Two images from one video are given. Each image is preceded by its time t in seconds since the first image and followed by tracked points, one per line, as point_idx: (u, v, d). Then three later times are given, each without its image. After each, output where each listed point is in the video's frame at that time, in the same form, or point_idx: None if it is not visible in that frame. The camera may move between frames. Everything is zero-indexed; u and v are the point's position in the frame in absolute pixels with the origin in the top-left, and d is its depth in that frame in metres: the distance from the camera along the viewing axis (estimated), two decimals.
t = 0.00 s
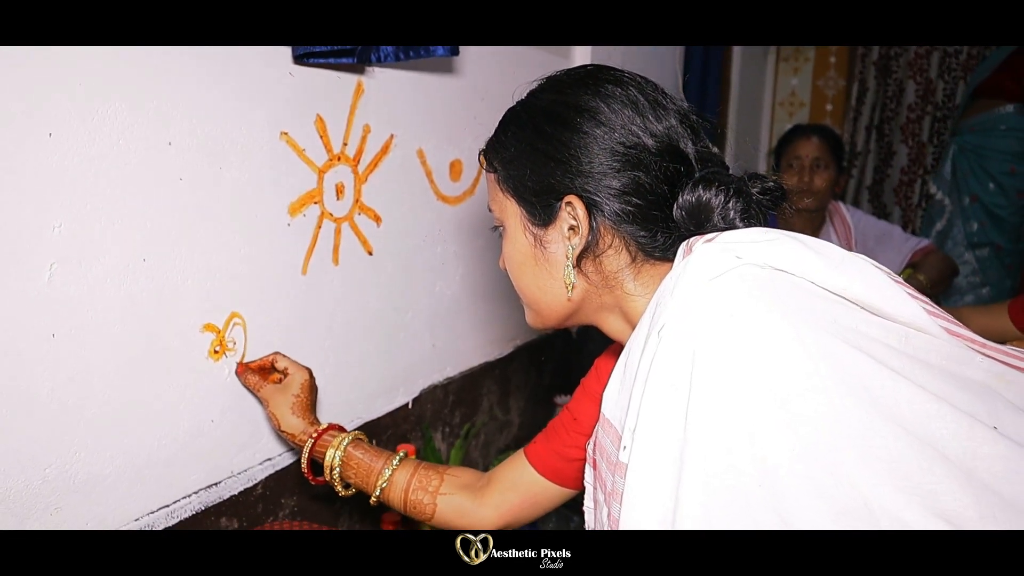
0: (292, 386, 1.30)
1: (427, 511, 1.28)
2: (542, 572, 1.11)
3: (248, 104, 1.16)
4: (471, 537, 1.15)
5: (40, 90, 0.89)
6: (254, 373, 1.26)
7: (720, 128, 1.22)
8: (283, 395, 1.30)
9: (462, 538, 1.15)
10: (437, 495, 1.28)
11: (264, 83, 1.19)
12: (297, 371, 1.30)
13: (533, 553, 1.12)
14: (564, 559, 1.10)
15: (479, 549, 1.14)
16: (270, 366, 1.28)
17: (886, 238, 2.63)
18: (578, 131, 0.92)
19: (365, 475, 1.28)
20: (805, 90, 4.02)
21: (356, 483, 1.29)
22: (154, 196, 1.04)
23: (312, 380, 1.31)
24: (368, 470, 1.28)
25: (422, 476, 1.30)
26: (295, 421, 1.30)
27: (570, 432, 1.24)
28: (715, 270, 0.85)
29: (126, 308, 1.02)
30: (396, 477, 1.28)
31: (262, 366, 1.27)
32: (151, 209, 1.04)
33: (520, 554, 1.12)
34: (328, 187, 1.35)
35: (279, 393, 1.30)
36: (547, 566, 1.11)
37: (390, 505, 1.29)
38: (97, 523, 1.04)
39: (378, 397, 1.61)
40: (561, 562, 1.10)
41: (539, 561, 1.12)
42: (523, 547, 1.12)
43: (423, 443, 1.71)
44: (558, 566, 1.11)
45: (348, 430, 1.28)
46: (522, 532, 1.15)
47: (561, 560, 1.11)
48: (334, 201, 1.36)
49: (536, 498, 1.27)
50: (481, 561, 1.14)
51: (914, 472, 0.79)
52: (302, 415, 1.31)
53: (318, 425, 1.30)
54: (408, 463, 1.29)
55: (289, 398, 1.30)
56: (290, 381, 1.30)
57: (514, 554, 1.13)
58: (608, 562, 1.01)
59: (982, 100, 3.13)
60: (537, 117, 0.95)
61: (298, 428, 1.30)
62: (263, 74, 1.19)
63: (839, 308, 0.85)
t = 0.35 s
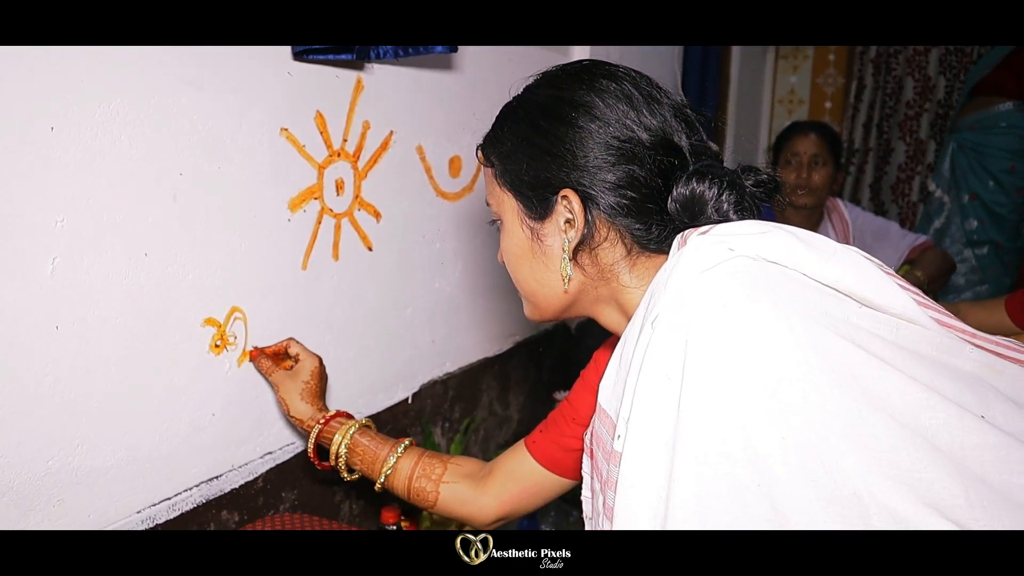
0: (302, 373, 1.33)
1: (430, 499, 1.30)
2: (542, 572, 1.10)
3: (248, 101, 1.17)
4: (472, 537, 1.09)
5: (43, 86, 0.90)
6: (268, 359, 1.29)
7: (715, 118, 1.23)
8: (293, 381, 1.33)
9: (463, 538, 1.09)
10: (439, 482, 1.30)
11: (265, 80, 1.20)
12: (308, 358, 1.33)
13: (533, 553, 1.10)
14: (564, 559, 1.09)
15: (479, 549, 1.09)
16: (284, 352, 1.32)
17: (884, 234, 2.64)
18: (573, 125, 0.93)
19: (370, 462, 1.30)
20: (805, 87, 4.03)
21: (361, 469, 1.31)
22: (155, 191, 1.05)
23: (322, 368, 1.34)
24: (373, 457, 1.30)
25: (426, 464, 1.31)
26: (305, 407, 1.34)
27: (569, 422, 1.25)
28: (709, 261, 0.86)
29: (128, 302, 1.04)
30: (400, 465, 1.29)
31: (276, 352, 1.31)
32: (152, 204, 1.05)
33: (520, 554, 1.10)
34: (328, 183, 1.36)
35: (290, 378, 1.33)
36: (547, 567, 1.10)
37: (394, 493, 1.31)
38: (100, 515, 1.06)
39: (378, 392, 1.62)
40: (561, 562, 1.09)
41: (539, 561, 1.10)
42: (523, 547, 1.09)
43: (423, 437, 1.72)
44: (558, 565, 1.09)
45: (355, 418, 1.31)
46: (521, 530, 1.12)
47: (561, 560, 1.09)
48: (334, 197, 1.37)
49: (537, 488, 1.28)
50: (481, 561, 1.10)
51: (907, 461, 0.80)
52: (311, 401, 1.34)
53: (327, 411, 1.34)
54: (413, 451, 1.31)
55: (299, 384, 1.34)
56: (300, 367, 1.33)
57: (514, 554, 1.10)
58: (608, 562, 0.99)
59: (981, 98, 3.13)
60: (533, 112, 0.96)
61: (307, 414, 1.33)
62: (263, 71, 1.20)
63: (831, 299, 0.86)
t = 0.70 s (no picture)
0: (302, 379, 1.33)
1: (430, 501, 1.28)
2: (542, 572, 1.08)
3: (248, 97, 1.18)
4: (472, 537, 1.09)
5: (45, 80, 0.90)
6: (269, 365, 1.29)
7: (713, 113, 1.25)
8: (293, 386, 1.33)
9: (462, 538, 1.09)
10: (439, 484, 1.28)
11: (265, 76, 1.21)
12: (308, 364, 1.32)
13: (533, 553, 1.09)
14: (564, 560, 1.07)
15: (479, 549, 1.09)
16: (285, 360, 1.31)
17: (882, 231, 2.65)
18: (573, 119, 0.94)
19: (370, 465, 1.29)
20: (805, 86, 4.02)
21: (361, 474, 1.30)
22: (157, 186, 1.05)
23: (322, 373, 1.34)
24: (373, 460, 1.29)
25: (425, 466, 1.30)
26: (304, 412, 1.32)
27: (570, 419, 1.25)
28: (707, 255, 0.86)
29: (129, 296, 1.04)
30: (400, 467, 1.29)
31: (277, 359, 1.31)
32: (153, 199, 1.05)
33: (520, 554, 1.09)
34: (328, 179, 1.37)
35: (290, 384, 1.32)
36: (548, 567, 1.08)
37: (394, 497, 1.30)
38: (101, 508, 1.06)
39: (378, 388, 1.62)
40: (561, 562, 1.07)
41: (539, 561, 1.09)
42: (523, 547, 1.09)
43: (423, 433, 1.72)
44: (558, 566, 1.08)
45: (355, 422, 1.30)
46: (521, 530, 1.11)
47: (561, 561, 1.08)
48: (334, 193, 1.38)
49: (538, 486, 1.28)
50: (481, 561, 1.09)
51: (904, 454, 0.81)
52: (311, 406, 1.33)
53: (326, 417, 1.32)
54: (413, 453, 1.30)
55: (298, 389, 1.33)
56: (300, 373, 1.32)
57: (514, 554, 1.09)
58: (608, 561, 0.98)
59: (981, 95, 3.13)
60: (533, 106, 0.97)
61: (307, 419, 1.32)
62: (264, 66, 1.20)
63: (829, 293, 0.87)
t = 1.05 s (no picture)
0: (294, 384, 1.33)
1: (425, 500, 1.28)
2: (542, 572, 1.08)
3: (247, 92, 1.18)
4: (472, 537, 1.09)
5: (44, 75, 0.91)
6: (261, 371, 1.30)
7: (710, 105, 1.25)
8: (284, 392, 1.33)
9: (463, 538, 1.08)
10: (434, 483, 1.28)
11: (264, 71, 1.21)
12: (300, 370, 1.33)
13: (533, 553, 1.09)
14: (564, 559, 1.08)
15: (479, 549, 1.08)
16: (277, 367, 1.33)
17: (881, 226, 2.65)
18: (571, 111, 0.94)
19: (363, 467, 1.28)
20: (805, 82, 4.01)
21: (354, 477, 1.29)
22: (156, 181, 1.06)
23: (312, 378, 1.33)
24: (366, 462, 1.28)
25: (420, 466, 1.30)
26: (296, 417, 1.32)
27: (568, 413, 1.25)
28: (707, 248, 0.87)
29: (129, 290, 1.04)
30: (394, 468, 1.28)
31: (270, 366, 1.32)
32: (153, 195, 1.05)
33: (520, 555, 1.09)
34: (327, 174, 1.37)
35: (281, 390, 1.32)
36: (547, 567, 1.09)
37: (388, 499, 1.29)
38: (102, 502, 1.06)
39: (377, 382, 1.63)
40: (561, 562, 1.08)
41: (539, 561, 1.09)
42: (523, 547, 1.09)
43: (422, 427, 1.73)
44: (558, 566, 1.08)
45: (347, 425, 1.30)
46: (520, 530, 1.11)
47: (561, 560, 1.08)
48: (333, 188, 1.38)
49: (537, 481, 1.28)
50: (481, 561, 1.09)
51: (902, 448, 0.82)
52: (303, 411, 1.32)
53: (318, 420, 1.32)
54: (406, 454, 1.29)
55: (290, 394, 1.33)
56: (292, 379, 1.33)
57: (514, 554, 1.09)
58: (608, 561, 0.99)
59: (981, 90, 3.12)
60: (531, 98, 0.97)
61: (298, 423, 1.31)
62: (263, 62, 1.20)
63: (826, 287, 0.87)
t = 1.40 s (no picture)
0: (259, 379, 1.27)
1: (399, 496, 1.26)
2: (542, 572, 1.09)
3: (247, 89, 1.18)
4: (472, 537, 1.09)
5: (45, 72, 0.91)
6: (225, 364, 1.22)
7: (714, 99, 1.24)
8: (248, 386, 1.25)
9: (463, 539, 1.10)
10: (409, 478, 1.27)
11: (264, 68, 1.21)
12: (265, 364, 1.27)
13: (533, 553, 1.10)
14: (564, 559, 1.08)
15: (479, 549, 1.09)
16: (242, 362, 1.26)
17: (881, 222, 2.65)
18: (564, 107, 0.95)
19: (333, 464, 1.24)
20: (805, 79, 3.94)
21: (322, 474, 1.25)
22: (156, 177, 1.06)
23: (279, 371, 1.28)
24: (335, 459, 1.25)
25: (393, 461, 1.28)
26: (258, 412, 1.24)
27: (560, 405, 1.25)
28: (707, 247, 0.88)
29: (129, 286, 1.05)
30: (365, 465, 1.25)
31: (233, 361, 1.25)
32: (153, 191, 1.06)
33: (521, 555, 1.09)
34: (327, 171, 1.38)
35: (245, 384, 1.25)
36: (547, 566, 1.09)
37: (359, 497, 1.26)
38: (103, 497, 1.07)
39: (377, 379, 1.63)
40: (561, 562, 1.08)
41: (539, 561, 1.10)
42: (523, 547, 1.09)
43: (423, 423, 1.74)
44: (558, 566, 1.09)
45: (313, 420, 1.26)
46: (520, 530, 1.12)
47: (561, 560, 1.09)
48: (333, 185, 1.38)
49: (527, 474, 1.27)
50: (481, 561, 1.10)
51: (901, 449, 0.82)
52: (266, 405, 1.26)
53: (283, 416, 1.26)
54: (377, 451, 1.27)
55: (253, 389, 1.26)
56: (257, 373, 1.27)
57: (514, 554, 1.09)
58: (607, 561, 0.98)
59: (982, 87, 3.12)
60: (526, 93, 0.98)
61: (262, 420, 1.24)
62: (263, 60, 1.21)
63: (829, 284, 0.89)
